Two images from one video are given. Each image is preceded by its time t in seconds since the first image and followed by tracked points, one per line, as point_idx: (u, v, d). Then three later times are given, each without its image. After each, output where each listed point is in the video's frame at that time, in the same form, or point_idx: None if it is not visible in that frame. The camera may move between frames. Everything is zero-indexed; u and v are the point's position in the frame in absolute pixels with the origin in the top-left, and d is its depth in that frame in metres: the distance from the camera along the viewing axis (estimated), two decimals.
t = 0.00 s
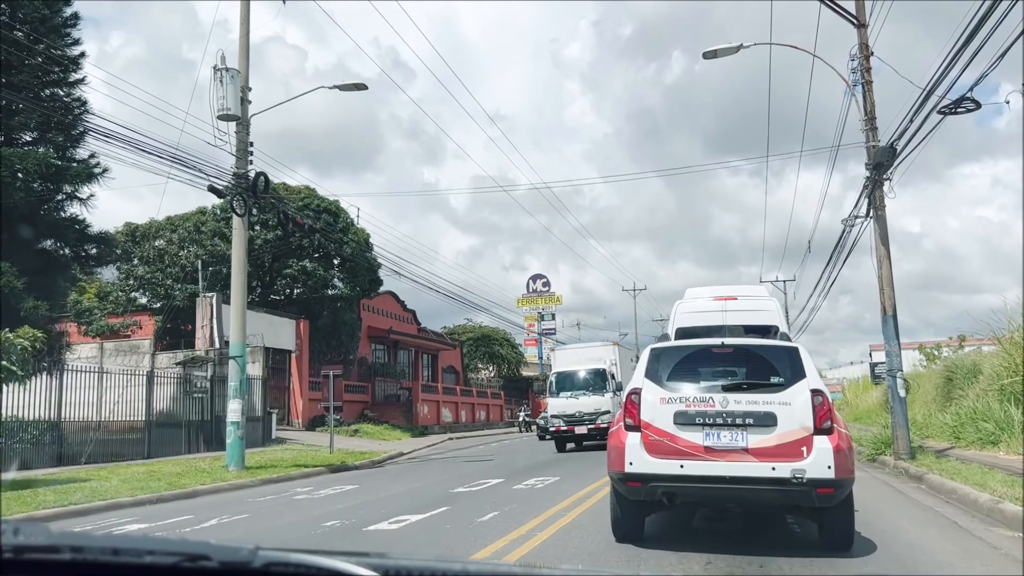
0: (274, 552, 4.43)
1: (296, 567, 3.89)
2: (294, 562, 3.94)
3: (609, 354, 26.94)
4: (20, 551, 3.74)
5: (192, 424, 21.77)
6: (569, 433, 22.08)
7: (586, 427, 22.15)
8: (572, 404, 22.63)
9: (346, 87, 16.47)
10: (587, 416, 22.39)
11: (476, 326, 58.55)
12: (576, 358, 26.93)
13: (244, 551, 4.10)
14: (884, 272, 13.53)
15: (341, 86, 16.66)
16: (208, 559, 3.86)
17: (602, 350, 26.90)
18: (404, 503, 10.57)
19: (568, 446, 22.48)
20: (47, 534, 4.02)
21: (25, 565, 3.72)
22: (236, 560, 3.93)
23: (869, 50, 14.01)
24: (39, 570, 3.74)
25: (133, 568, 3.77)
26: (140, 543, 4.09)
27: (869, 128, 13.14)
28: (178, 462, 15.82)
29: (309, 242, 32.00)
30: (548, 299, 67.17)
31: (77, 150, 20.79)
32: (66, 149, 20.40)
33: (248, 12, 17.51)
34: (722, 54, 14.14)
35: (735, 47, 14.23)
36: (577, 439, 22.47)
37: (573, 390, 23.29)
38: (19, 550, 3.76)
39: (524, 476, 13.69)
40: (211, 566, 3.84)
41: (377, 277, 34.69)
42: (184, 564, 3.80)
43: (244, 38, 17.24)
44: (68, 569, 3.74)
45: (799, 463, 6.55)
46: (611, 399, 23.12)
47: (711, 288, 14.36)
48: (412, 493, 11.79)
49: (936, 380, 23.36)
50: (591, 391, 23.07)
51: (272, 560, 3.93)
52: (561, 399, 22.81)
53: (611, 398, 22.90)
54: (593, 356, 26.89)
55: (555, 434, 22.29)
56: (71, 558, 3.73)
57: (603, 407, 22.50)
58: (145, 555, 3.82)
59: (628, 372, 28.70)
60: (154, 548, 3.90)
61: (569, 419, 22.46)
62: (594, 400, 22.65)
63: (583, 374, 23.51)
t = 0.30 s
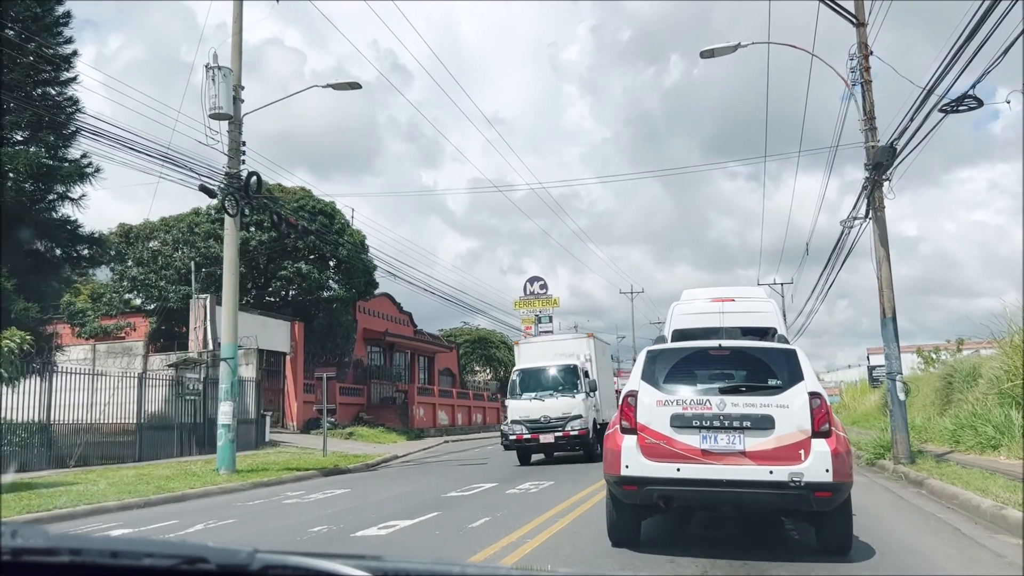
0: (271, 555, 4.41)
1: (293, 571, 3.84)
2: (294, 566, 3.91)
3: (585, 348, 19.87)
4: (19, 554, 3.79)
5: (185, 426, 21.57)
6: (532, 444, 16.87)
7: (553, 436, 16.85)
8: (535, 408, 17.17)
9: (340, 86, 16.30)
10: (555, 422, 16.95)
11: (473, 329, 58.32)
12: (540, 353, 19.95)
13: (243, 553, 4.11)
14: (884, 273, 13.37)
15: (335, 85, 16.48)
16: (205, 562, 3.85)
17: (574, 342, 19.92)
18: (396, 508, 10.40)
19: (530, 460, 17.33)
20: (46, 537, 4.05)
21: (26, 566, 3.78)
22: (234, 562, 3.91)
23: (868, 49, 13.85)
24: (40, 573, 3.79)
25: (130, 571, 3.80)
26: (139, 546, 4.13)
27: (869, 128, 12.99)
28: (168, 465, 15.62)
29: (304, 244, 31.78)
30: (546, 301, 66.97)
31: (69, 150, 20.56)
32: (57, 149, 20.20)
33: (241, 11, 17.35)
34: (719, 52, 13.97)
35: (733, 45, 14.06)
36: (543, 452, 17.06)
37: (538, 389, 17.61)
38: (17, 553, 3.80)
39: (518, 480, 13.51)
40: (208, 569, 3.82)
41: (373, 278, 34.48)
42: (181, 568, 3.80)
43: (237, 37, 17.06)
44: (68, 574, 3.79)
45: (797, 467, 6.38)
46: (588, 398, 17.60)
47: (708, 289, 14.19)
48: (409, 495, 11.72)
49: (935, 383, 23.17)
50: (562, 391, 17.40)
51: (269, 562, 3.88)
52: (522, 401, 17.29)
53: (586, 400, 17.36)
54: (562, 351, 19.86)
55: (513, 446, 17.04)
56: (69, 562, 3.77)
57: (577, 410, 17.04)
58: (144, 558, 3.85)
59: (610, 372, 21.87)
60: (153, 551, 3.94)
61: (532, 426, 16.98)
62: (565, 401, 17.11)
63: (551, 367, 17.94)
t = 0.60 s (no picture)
0: (268, 556, 4.23)
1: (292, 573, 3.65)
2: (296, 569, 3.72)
3: (548, 337, 16.19)
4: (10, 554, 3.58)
5: (174, 427, 21.32)
6: (478, 456, 13.87)
7: (504, 444, 13.84)
8: (481, 412, 14.06)
9: (330, 82, 16.09)
10: (506, 428, 13.91)
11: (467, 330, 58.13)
12: (494, 341, 16.28)
13: (239, 553, 3.91)
14: (880, 273, 13.21)
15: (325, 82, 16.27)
16: (200, 563, 3.66)
17: (535, 329, 16.24)
18: (386, 511, 10.20)
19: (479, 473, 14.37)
20: (41, 537, 3.83)
21: (16, 568, 3.56)
22: (230, 562, 3.73)
23: (865, 47, 13.71)
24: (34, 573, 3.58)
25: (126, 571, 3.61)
26: (134, 546, 3.93)
27: (865, 126, 12.83)
28: (155, 467, 15.38)
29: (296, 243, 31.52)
30: (541, 302, 66.83)
31: (57, 147, 20.30)
32: (45, 146, 19.94)
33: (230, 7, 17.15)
34: (714, 49, 13.81)
35: (728, 42, 13.90)
36: (495, 464, 14.12)
37: (488, 387, 14.52)
38: (11, 553, 3.59)
39: (510, 482, 13.29)
40: (203, 569, 3.64)
41: (366, 278, 34.26)
42: (177, 568, 3.60)
43: (227, 33, 16.86)
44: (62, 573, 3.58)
45: (792, 469, 6.20)
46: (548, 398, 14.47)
47: (703, 289, 14.01)
48: (394, 501, 11.22)
49: (931, 385, 23.03)
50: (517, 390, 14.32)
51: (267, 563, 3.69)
52: (465, 402, 14.20)
53: (546, 401, 14.28)
54: (519, 341, 16.17)
55: (457, 456, 14.10)
56: (63, 561, 3.55)
57: (534, 414, 13.98)
58: (139, 558, 3.67)
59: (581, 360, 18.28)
60: (149, 551, 3.76)
61: (477, 433, 13.92)
62: (520, 402, 14.06)
63: (508, 360, 14.81)
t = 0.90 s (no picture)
0: (256, 555, 4.11)
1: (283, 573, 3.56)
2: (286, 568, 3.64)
3: (491, 316, 12.52)
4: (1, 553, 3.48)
5: (158, 426, 21.05)
6: (383, 471, 10.36)
7: (419, 457, 10.33)
8: (389, 414, 10.55)
9: (317, 76, 15.86)
10: (424, 435, 10.45)
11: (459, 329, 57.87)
12: (421, 319, 12.62)
13: (230, 553, 3.83)
14: (873, 271, 13.06)
15: (312, 75, 16.04)
16: (189, 562, 3.55)
17: (474, 307, 12.53)
18: (370, 512, 10.01)
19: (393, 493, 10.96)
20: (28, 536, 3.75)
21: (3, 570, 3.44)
22: (221, 562, 3.64)
23: (858, 42, 13.55)
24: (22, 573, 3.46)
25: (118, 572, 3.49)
26: (126, 546, 3.82)
27: (858, 122, 12.70)
28: (137, 466, 15.11)
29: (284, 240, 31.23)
30: (532, 301, 66.71)
31: (39, 141, 19.97)
32: (28, 140, 19.63)
33: None
34: (707, 44, 13.64)
35: (720, 37, 13.73)
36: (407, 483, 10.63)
37: (405, 379, 10.97)
38: None
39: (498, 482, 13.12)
40: (194, 570, 3.53)
41: (355, 276, 34.01)
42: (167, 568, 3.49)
43: (212, 26, 16.60)
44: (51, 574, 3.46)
45: (784, 469, 6.02)
46: (482, 395, 11.01)
47: (694, 286, 13.84)
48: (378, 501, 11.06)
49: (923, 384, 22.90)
50: (440, 384, 10.87)
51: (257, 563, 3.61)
52: (373, 399, 10.69)
53: (479, 399, 10.85)
54: (454, 322, 12.52)
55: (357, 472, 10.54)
56: (53, 560, 3.45)
57: (462, 417, 10.57)
58: (129, 558, 3.55)
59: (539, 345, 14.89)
60: (139, 551, 3.66)
61: (384, 442, 10.43)
62: (444, 400, 10.62)
63: (434, 345, 11.26)
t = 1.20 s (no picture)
0: (244, 554, 3.93)
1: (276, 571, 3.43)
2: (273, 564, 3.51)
3: (384, 275, 8.94)
4: None
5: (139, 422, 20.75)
6: (191, 506, 6.75)
7: (244, 484, 6.70)
8: (203, 418, 6.93)
9: (301, 67, 15.60)
10: (254, 449, 6.82)
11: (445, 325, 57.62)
12: (290, 277, 9.13)
13: (216, 550, 3.66)
14: (861, 268, 12.94)
15: (295, 66, 15.78)
16: (176, 560, 3.41)
17: (359, 262, 9.00)
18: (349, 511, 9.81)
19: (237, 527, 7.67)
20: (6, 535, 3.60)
21: None
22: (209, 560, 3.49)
23: (847, 36, 13.43)
24: None
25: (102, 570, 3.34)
26: (110, 542, 3.64)
27: (847, 117, 12.58)
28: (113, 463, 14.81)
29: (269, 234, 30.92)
30: (519, 297, 66.57)
31: (18, 132, 19.66)
32: (6, 131, 19.28)
33: None
34: (695, 37, 13.49)
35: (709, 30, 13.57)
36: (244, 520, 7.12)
37: (235, 365, 7.34)
38: None
39: (481, 481, 12.93)
40: (179, 568, 3.38)
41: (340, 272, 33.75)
42: (152, 567, 3.36)
43: (193, 15, 16.32)
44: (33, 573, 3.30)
45: (772, 468, 5.86)
46: (348, 388, 7.39)
47: (680, 282, 13.70)
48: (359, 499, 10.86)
49: (909, 382, 22.85)
50: (284, 371, 7.23)
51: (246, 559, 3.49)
52: (181, 397, 7.04)
53: (341, 394, 7.22)
54: (333, 283, 9.01)
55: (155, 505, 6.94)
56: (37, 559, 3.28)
57: (311, 421, 6.94)
58: (113, 556, 3.40)
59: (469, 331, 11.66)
60: (123, 547, 3.50)
61: (194, 460, 6.85)
62: (283, 397, 6.94)
63: (293, 315, 7.59)
